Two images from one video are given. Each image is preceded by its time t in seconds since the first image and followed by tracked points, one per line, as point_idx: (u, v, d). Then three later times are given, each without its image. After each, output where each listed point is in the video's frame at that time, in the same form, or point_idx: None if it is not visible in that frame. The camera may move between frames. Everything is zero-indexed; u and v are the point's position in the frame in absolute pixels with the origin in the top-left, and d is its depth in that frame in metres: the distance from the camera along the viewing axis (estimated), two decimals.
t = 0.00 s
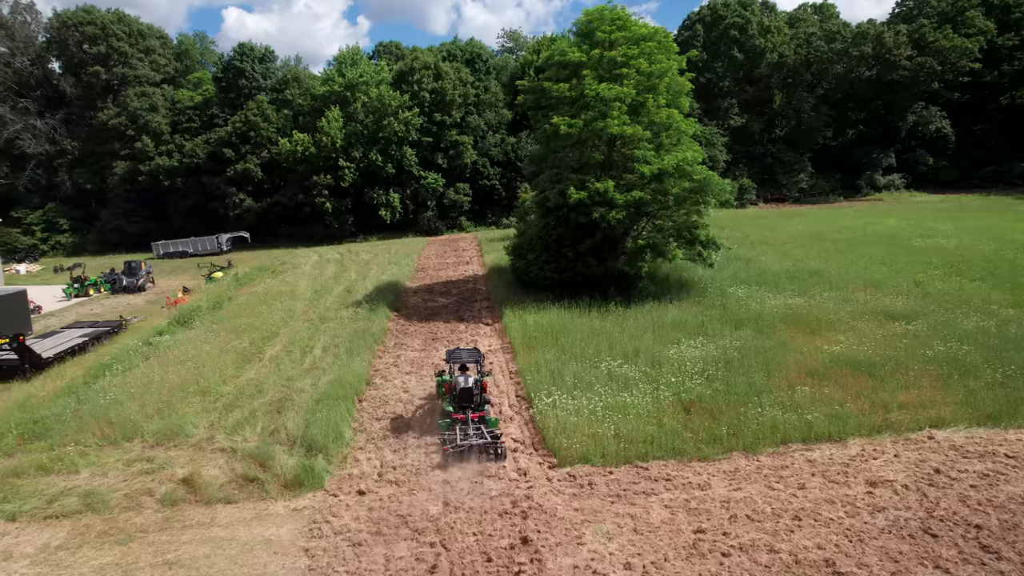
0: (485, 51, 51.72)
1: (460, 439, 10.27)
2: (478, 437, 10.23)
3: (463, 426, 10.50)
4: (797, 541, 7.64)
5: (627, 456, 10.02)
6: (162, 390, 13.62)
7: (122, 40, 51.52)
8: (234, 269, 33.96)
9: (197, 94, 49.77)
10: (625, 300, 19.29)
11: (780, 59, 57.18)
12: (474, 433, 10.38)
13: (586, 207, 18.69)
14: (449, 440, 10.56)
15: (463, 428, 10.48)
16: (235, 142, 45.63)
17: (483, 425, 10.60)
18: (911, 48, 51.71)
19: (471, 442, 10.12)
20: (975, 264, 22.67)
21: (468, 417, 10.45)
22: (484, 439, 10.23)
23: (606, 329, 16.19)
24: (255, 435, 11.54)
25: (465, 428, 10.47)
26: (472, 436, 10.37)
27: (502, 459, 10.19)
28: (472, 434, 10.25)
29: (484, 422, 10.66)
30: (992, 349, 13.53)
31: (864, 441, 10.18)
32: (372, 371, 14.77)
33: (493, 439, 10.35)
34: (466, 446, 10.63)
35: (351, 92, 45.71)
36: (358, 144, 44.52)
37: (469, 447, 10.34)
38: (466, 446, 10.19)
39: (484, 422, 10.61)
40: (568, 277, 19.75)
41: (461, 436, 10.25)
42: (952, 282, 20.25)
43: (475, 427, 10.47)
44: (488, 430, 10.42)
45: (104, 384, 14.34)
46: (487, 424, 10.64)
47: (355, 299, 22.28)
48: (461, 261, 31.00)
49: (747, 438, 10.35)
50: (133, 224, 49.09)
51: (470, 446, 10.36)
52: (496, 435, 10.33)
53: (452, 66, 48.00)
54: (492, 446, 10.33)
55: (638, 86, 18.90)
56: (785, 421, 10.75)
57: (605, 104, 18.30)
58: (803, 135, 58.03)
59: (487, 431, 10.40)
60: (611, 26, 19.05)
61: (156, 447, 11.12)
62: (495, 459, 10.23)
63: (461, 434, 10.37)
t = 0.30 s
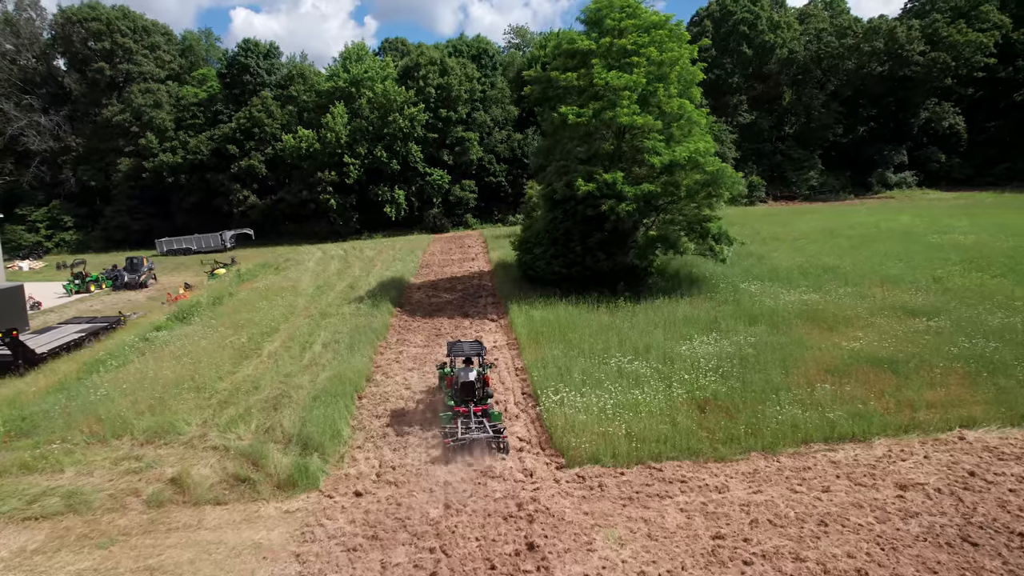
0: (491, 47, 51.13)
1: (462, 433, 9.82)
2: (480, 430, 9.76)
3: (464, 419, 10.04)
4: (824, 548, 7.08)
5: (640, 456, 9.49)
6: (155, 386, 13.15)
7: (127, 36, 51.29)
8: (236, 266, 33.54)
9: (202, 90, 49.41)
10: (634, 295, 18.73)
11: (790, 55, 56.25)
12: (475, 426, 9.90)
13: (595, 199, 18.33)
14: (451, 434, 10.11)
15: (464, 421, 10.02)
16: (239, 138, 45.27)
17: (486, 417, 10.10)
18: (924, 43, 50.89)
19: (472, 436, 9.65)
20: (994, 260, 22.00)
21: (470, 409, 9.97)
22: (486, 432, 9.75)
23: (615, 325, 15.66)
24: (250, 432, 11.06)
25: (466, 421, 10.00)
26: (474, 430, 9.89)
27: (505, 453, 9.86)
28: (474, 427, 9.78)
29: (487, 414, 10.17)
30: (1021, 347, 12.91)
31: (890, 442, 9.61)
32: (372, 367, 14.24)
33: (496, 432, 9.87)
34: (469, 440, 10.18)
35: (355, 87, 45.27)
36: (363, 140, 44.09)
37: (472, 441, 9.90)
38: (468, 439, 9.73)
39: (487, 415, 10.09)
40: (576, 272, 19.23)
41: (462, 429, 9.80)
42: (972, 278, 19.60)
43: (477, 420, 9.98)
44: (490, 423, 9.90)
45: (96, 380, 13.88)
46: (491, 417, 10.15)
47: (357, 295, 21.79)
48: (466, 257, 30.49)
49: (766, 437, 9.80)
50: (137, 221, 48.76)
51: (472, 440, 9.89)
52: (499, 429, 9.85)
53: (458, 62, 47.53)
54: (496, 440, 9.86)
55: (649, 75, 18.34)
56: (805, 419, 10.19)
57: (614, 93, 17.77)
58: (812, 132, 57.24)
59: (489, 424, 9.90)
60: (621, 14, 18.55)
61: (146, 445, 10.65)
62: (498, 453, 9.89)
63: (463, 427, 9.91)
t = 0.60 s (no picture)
0: (497, 43, 50.48)
1: (462, 426, 9.48)
2: (480, 423, 9.42)
3: (464, 412, 9.70)
4: (856, 558, 6.52)
5: (653, 457, 8.96)
6: (147, 382, 12.68)
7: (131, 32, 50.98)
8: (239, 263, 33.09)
9: (206, 87, 49.09)
10: (644, 291, 18.17)
11: (799, 51, 55.88)
12: (476, 420, 9.58)
13: (604, 191, 17.82)
14: (450, 427, 9.78)
15: (465, 414, 9.68)
16: (243, 135, 44.91)
17: (487, 410, 9.78)
18: (937, 39, 50.07)
19: (473, 430, 9.33)
20: (1016, 256, 21.28)
21: (471, 402, 9.62)
22: (487, 426, 9.43)
23: (624, 321, 15.12)
24: (243, 431, 10.58)
25: (466, 414, 9.66)
26: (474, 423, 9.57)
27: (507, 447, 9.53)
28: (475, 421, 9.46)
29: (488, 407, 9.83)
30: None
31: (920, 443, 9.03)
32: (372, 363, 13.74)
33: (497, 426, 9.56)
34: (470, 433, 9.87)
35: (360, 83, 44.90)
36: (368, 137, 43.64)
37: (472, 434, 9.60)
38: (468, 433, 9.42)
39: (488, 409, 9.76)
40: (583, 267, 18.71)
41: (462, 422, 9.47)
42: (995, 275, 18.90)
43: (478, 413, 9.65)
44: (492, 417, 9.59)
45: (87, 375, 13.43)
46: (492, 410, 9.82)
47: (360, 291, 21.29)
48: (472, 254, 29.98)
49: (787, 437, 9.25)
50: (141, 219, 48.45)
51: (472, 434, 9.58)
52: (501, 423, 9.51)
53: (464, 57, 47.01)
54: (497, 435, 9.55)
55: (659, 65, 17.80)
56: (827, 418, 9.63)
57: (623, 82, 17.24)
58: (823, 129, 56.43)
59: (490, 418, 9.59)
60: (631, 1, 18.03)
61: (134, 443, 10.17)
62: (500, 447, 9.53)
63: (463, 420, 9.58)
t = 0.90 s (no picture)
0: (503, 38, 49.89)
1: (462, 417, 9.09)
2: (482, 415, 9.04)
3: (466, 403, 9.34)
4: (893, 568, 5.97)
5: (668, 457, 8.42)
6: (139, 377, 12.21)
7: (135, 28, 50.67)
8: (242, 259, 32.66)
9: (210, 83, 48.76)
10: (654, 286, 17.62)
11: (810, 47, 54.78)
12: (477, 411, 9.21)
13: (613, 183, 17.34)
14: (451, 419, 9.41)
15: (467, 405, 9.31)
16: (247, 131, 44.52)
17: (490, 402, 9.39)
18: (950, 34, 49.49)
19: (474, 421, 8.96)
20: None
21: (473, 393, 9.26)
22: (488, 417, 9.08)
23: (634, 316, 14.56)
24: (235, 427, 10.09)
25: (468, 405, 9.29)
26: (476, 414, 9.20)
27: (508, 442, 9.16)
28: (476, 412, 9.11)
29: (491, 399, 9.44)
30: None
31: (952, 442, 8.47)
32: (373, 359, 13.25)
33: (499, 417, 9.22)
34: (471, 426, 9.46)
35: (365, 79, 44.47)
36: (373, 133, 43.20)
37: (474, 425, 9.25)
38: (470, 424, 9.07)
39: (491, 400, 9.41)
40: (591, 261, 18.23)
41: (462, 413, 9.11)
42: (1017, 270, 18.26)
43: (479, 405, 9.29)
44: (495, 409, 9.22)
45: (77, 370, 12.97)
46: (495, 402, 9.44)
47: (362, 286, 20.81)
48: (477, 250, 29.48)
49: (810, 436, 8.70)
50: (144, 216, 48.08)
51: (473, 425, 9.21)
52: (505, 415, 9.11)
53: (470, 53, 46.53)
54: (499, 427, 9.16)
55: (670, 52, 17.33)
56: (852, 416, 9.08)
57: (634, 70, 16.72)
58: (832, 126, 55.65)
59: (493, 409, 9.22)
60: None
61: (121, 441, 9.69)
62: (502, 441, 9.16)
63: (464, 412, 9.21)
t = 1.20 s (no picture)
0: (508, 34, 49.32)
1: (466, 410, 8.62)
2: (487, 408, 8.54)
3: (470, 395, 8.85)
4: None
5: (684, 457, 7.87)
6: (128, 373, 11.72)
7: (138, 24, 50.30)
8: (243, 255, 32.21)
9: (213, 79, 48.39)
10: (664, 280, 17.06)
11: (819, 42, 53.93)
12: (482, 404, 8.71)
13: (621, 174, 16.78)
14: (454, 412, 8.93)
15: (470, 397, 8.81)
16: (249, 127, 44.10)
17: (493, 394, 9.04)
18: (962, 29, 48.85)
19: (478, 414, 8.45)
20: None
21: (477, 384, 8.78)
22: (492, 410, 8.58)
23: (644, 310, 14.02)
24: (226, 425, 9.59)
25: (472, 397, 8.79)
26: (480, 407, 8.70)
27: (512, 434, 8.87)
28: (480, 404, 8.60)
29: (495, 391, 9.10)
30: None
31: (989, 443, 7.90)
32: (373, 355, 12.73)
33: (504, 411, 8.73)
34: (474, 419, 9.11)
35: (369, 74, 44.05)
36: (376, 129, 42.74)
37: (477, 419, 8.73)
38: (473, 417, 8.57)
39: (494, 392, 8.97)
40: (599, 255, 17.72)
41: (466, 405, 8.61)
42: None
43: (483, 397, 8.80)
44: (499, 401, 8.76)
45: (66, 366, 12.51)
46: (498, 394, 9.11)
47: (363, 281, 20.32)
48: (481, 246, 28.96)
49: (835, 434, 8.15)
50: (146, 213, 47.68)
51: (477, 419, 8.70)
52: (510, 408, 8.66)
53: (474, 48, 46.03)
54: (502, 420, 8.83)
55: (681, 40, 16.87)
56: (879, 414, 8.52)
57: (644, 57, 16.19)
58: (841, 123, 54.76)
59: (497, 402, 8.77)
60: None
61: (105, 439, 9.19)
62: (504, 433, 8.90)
63: (467, 404, 8.71)
